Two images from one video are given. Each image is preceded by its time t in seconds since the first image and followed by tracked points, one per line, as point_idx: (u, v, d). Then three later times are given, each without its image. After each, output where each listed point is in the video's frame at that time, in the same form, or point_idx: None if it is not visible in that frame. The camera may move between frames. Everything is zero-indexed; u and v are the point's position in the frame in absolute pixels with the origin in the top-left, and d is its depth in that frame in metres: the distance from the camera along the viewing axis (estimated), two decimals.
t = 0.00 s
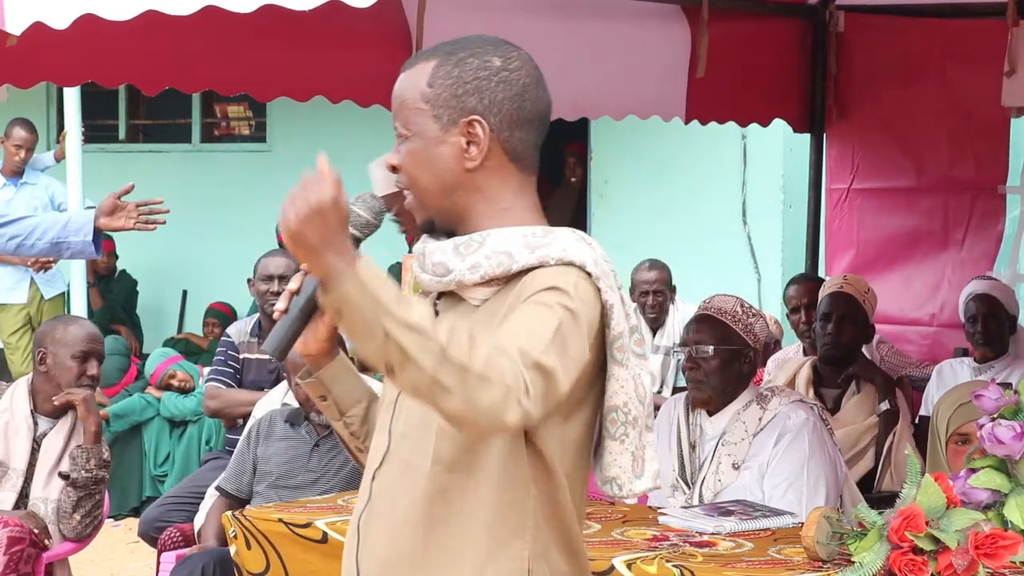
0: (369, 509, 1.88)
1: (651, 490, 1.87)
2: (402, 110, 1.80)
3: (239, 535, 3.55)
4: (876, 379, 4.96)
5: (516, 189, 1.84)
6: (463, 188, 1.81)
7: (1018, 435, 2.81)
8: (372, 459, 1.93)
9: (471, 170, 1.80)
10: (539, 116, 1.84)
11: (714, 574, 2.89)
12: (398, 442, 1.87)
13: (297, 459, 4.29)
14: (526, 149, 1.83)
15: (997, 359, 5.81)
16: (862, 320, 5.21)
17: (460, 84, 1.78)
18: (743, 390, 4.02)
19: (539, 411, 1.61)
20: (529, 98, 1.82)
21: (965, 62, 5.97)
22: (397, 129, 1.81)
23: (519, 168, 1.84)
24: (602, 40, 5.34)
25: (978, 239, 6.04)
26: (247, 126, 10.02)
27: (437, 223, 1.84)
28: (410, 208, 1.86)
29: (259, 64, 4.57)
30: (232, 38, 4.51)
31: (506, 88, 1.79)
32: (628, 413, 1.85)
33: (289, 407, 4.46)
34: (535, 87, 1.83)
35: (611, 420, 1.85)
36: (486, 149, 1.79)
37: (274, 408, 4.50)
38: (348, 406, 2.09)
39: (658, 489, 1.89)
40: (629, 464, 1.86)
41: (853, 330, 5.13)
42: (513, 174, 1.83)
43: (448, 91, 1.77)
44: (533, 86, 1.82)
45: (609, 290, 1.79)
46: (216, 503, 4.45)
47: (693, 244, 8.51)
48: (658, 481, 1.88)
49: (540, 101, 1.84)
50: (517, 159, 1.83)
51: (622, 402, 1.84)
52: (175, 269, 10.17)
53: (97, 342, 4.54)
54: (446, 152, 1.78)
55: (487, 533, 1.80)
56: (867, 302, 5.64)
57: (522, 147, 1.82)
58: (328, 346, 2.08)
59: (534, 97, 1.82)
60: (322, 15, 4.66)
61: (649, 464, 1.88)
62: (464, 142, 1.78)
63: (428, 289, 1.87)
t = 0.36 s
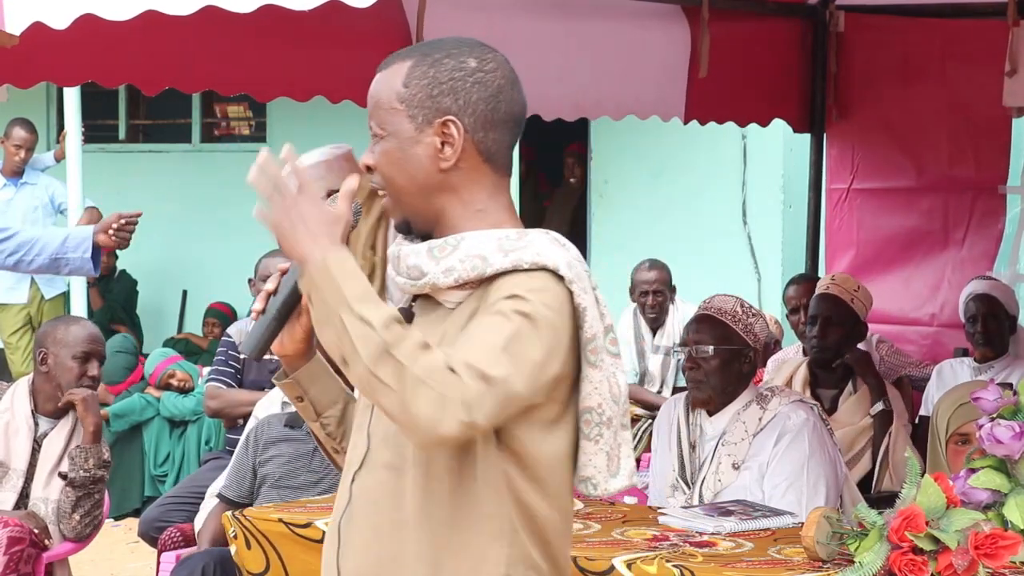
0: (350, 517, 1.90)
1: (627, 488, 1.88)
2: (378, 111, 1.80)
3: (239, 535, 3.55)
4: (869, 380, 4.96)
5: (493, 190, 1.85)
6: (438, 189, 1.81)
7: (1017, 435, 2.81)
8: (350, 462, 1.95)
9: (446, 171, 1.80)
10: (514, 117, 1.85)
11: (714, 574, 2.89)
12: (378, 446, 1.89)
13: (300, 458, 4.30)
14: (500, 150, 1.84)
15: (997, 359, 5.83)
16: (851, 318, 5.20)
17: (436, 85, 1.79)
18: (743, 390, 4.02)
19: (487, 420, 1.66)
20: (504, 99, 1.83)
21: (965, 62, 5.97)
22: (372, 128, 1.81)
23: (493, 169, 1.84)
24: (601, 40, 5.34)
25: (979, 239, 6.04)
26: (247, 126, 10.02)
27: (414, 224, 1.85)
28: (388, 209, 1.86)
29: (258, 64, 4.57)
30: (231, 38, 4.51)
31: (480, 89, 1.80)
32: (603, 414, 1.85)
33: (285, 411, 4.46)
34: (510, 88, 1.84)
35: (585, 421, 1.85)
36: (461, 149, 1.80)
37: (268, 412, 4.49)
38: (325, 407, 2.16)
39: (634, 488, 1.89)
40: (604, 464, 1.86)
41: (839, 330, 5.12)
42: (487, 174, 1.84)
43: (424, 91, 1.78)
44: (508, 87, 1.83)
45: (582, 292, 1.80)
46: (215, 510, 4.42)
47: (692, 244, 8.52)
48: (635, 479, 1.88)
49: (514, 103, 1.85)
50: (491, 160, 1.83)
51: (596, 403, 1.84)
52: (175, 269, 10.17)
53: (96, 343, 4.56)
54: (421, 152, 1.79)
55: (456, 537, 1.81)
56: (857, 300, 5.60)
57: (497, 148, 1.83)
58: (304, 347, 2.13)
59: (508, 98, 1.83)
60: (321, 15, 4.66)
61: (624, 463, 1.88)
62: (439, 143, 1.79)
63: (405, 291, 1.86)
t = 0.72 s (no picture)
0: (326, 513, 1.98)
1: (599, 484, 1.93)
2: (356, 110, 1.86)
3: (239, 535, 3.54)
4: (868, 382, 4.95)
5: (468, 188, 1.90)
6: (413, 186, 1.87)
7: (1018, 435, 2.81)
8: (328, 462, 2.01)
9: (421, 169, 1.86)
10: (490, 116, 1.90)
11: (714, 574, 2.89)
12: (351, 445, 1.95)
13: (299, 458, 4.30)
14: (476, 149, 1.89)
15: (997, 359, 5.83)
16: (855, 320, 5.35)
17: (412, 84, 1.84)
18: (743, 390, 4.02)
19: (489, 446, 1.70)
20: (480, 99, 1.88)
21: (965, 63, 5.97)
22: (353, 127, 1.87)
23: (469, 167, 1.89)
24: (601, 40, 5.35)
25: (979, 239, 6.05)
26: (247, 125, 10.02)
27: (389, 221, 1.91)
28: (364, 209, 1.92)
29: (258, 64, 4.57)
30: (230, 38, 4.52)
31: (456, 87, 1.85)
32: (571, 410, 1.91)
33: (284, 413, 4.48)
34: (486, 87, 1.88)
35: (553, 419, 1.92)
36: (436, 147, 1.85)
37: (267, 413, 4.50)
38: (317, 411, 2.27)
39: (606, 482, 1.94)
40: (574, 460, 1.92)
41: (841, 333, 5.25)
42: (464, 171, 1.89)
43: (400, 91, 1.84)
44: (484, 86, 1.88)
45: (545, 290, 1.86)
46: (214, 511, 4.42)
47: (692, 244, 8.52)
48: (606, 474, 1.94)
49: (491, 103, 1.90)
50: (468, 158, 1.88)
51: (563, 400, 1.91)
52: (175, 269, 10.16)
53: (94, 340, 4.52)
54: (397, 150, 1.84)
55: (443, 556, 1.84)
56: (857, 301, 5.63)
57: (473, 146, 1.88)
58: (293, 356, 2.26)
59: (484, 98, 1.88)
60: (321, 15, 4.63)
61: (595, 459, 1.94)
62: (415, 141, 1.84)
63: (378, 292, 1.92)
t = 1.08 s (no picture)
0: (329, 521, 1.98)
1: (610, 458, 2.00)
2: (318, 115, 1.90)
3: (240, 535, 3.54)
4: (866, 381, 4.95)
5: (430, 190, 1.92)
6: (375, 188, 1.89)
7: (1017, 435, 2.81)
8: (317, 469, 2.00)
9: (382, 172, 1.88)
10: (450, 119, 1.91)
11: (714, 574, 2.89)
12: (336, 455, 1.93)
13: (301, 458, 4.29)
14: (436, 151, 1.90)
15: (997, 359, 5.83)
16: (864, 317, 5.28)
17: (371, 88, 1.86)
18: (743, 390, 4.03)
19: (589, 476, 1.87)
20: (439, 101, 1.89)
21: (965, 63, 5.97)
22: (316, 131, 1.90)
23: (431, 169, 1.91)
24: (600, 41, 5.35)
25: (979, 239, 6.05)
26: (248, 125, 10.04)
27: (355, 225, 1.93)
28: (329, 210, 1.94)
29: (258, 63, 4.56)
30: (229, 39, 4.52)
31: (415, 90, 1.87)
32: (582, 392, 1.96)
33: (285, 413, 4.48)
34: (445, 90, 1.90)
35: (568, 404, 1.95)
36: (396, 150, 1.87)
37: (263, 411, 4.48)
38: (301, 415, 2.23)
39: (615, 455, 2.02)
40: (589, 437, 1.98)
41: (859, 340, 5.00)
42: (425, 175, 1.91)
43: (359, 94, 1.86)
44: (444, 89, 1.90)
45: (537, 286, 1.87)
46: (214, 512, 4.41)
47: (692, 244, 8.53)
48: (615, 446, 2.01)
49: (451, 105, 1.91)
50: (428, 161, 1.90)
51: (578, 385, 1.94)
52: (175, 269, 10.15)
53: (86, 336, 4.51)
54: (358, 154, 1.87)
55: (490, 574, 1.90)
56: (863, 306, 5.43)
57: (432, 148, 1.90)
58: (275, 358, 2.26)
59: (444, 100, 1.90)
60: (321, 15, 4.61)
61: (603, 435, 2.00)
62: (375, 144, 1.86)
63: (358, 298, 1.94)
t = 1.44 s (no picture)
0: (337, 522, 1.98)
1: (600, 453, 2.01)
2: (298, 122, 1.90)
3: (241, 534, 3.54)
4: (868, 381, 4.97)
5: (415, 195, 1.92)
6: (359, 195, 1.89)
7: (1018, 435, 2.81)
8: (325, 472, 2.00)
9: (365, 178, 1.88)
10: (432, 123, 1.92)
11: (714, 574, 2.88)
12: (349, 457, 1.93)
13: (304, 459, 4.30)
14: (418, 155, 1.90)
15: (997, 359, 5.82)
16: (870, 321, 5.25)
17: (352, 94, 1.87)
18: (743, 390, 4.02)
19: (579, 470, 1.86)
20: (420, 106, 1.90)
21: (965, 62, 5.98)
22: (297, 139, 1.91)
23: (415, 174, 1.91)
24: (600, 40, 5.34)
25: (980, 238, 6.04)
26: (247, 126, 9.86)
27: (337, 229, 1.93)
28: (309, 214, 1.94)
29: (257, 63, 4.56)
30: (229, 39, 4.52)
31: (395, 96, 1.88)
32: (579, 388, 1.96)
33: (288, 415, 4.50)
34: (426, 95, 1.91)
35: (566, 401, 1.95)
36: (379, 155, 1.87)
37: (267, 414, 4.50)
38: (279, 425, 2.19)
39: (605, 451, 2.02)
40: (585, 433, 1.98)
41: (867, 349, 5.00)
42: (409, 180, 1.91)
43: (341, 101, 1.87)
44: (424, 94, 1.90)
45: (540, 278, 1.88)
46: (214, 512, 4.41)
47: (692, 243, 8.52)
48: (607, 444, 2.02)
49: (432, 109, 1.92)
50: (411, 166, 1.90)
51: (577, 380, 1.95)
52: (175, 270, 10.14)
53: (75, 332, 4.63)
54: (341, 160, 1.87)
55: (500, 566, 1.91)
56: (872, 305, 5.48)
57: (415, 153, 1.90)
58: (253, 370, 2.19)
59: (424, 105, 1.90)
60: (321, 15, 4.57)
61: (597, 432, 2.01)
62: (358, 150, 1.87)
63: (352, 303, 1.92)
